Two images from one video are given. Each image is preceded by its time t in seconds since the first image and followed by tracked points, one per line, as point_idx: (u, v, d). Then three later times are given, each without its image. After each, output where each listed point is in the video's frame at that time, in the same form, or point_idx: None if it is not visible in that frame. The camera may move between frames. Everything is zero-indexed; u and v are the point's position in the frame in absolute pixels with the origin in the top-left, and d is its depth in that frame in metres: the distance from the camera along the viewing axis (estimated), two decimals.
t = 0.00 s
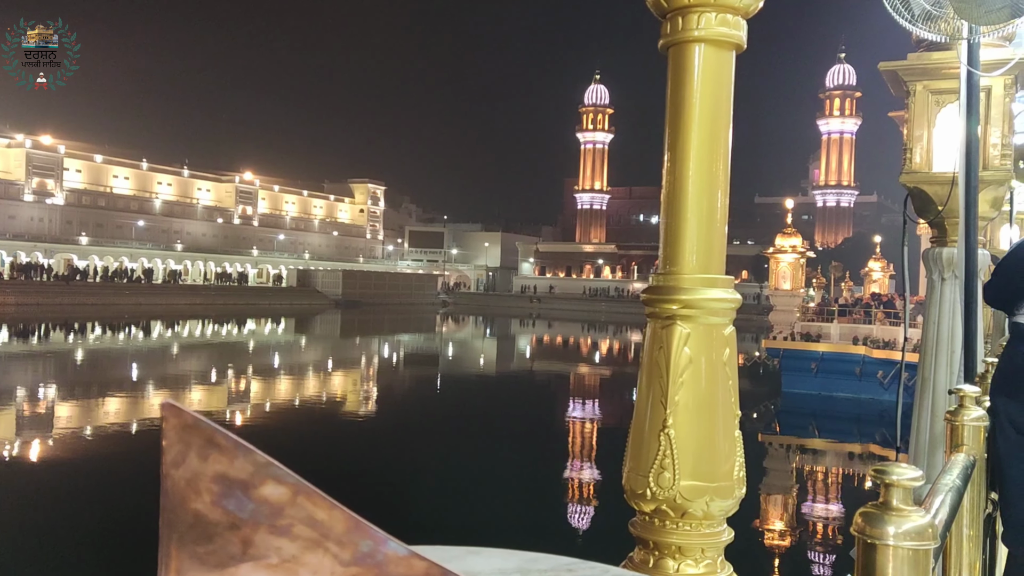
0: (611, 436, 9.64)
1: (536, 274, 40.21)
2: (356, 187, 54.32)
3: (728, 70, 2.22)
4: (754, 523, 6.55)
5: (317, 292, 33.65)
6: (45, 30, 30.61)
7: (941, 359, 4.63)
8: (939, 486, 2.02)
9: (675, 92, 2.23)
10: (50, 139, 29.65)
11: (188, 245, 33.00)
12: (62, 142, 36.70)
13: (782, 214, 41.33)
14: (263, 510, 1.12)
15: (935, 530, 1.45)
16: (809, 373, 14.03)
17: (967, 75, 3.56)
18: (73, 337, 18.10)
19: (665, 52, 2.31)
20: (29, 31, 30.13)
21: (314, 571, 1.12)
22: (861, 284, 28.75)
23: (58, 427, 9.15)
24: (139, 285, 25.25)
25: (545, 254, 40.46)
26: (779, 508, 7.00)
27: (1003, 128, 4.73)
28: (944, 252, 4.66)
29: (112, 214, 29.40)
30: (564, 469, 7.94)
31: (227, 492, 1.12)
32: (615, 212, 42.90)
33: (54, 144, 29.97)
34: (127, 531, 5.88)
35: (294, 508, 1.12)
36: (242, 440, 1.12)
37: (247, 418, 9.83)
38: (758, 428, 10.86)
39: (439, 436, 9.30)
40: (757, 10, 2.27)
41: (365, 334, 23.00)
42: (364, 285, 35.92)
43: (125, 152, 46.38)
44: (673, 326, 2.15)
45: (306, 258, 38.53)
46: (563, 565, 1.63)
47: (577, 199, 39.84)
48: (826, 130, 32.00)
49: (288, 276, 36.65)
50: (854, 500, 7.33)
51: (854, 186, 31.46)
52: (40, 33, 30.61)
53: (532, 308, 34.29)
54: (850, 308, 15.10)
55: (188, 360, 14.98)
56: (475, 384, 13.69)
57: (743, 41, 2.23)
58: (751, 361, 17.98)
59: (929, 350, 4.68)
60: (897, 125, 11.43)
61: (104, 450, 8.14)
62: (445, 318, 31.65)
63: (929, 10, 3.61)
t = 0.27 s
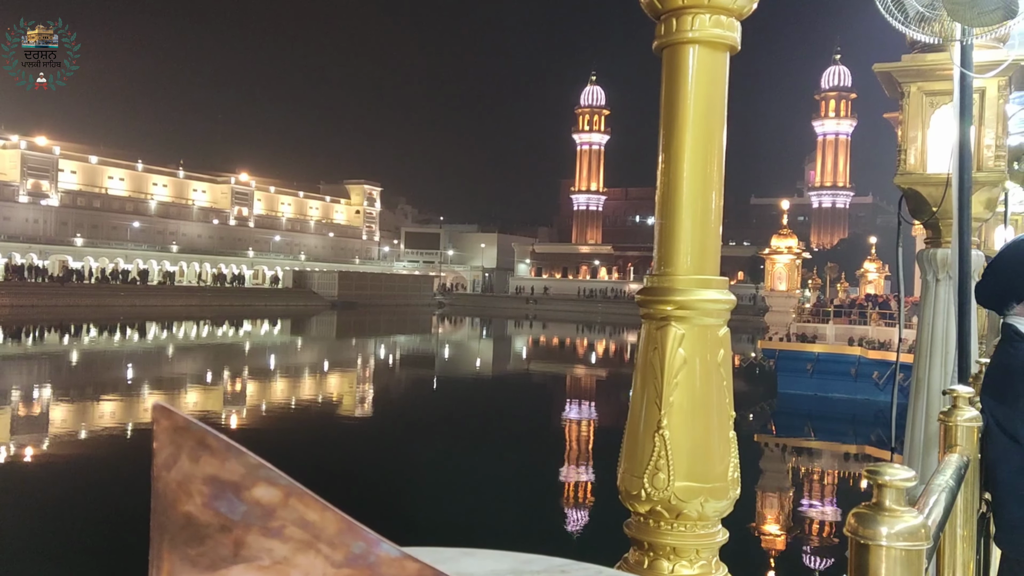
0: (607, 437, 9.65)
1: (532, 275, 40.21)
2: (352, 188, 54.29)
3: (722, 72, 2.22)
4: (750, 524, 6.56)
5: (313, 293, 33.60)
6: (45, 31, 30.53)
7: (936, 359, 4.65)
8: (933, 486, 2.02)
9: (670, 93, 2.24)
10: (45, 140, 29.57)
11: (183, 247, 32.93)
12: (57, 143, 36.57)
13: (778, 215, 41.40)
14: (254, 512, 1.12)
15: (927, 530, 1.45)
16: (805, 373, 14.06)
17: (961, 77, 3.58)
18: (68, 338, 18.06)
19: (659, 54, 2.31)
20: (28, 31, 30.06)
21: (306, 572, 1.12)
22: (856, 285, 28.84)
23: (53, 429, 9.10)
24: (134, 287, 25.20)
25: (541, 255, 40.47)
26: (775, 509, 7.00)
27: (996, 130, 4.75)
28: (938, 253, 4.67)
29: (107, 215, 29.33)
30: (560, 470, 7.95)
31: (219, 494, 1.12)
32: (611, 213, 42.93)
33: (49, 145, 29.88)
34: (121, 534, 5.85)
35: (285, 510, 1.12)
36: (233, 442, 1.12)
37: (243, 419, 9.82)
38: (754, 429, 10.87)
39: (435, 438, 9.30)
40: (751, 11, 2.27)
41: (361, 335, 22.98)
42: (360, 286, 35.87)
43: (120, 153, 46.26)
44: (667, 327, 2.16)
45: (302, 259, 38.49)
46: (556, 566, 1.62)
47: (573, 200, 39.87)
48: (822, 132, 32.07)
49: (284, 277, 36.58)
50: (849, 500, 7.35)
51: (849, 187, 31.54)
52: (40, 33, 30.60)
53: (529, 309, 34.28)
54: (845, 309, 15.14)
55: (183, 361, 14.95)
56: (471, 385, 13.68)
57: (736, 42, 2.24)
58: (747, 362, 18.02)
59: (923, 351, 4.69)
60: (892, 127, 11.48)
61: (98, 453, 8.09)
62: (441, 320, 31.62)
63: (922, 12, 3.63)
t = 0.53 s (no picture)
0: (605, 438, 9.66)
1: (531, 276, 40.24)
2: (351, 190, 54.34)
3: (719, 74, 2.23)
4: (748, 524, 6.57)
5: (311, 294, 33.60)
6: (42, 31, 30.59)
7: (934, 360, 4.66)
8: (931, 487, 2.02)
9: (667, 94, 2.24)
10: (43, 142, 29.60)
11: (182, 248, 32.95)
12: (56, 144, 36.56)
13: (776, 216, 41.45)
14: (251, 513, 1.11)
15: (925, 531, 1.45)
16: (803, 374, 14.08)
17: (959, 78, 3.58)
18: (66, 339, 18.10)
19: (657, 54, 2.31)
20: (28, 31, 30.01)
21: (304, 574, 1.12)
22: (854, 286, 28.89)
23: (51, 431, 9.10)
24: (132, 288, 25.24)
25: (540, 256, 40.51)
26: (774, 510, 7.01)
27: (994, 130, 4.76)
28: (936, 254, 4.68)
29: (106, 216, 29.36)
30: (559, 471, 7.96)
31: (216, 495, 1.12)
32: (610, 214, 42.97)
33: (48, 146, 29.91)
34: (119, 535, 5.85)
35: (283, 511, 1.11)
36: (229, 443, 1.12)
37: (241, 420, 9.84)
38: (752, 430, 10.86)
39: (434, 438, 9.31)
40: (748, 13, 2.27)
41: (360, 336, 23.02)
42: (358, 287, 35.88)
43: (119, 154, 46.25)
44: (665, 328, 2.16)
45: (301, 261, 38.53)
46: (554, 567, 1.62)
47: (572, 201, 39.91)
48: (820, 133, 32.12)
49: (282, 278, 36.58)
50: (848, 501, 7.35)
51: (847, 188, 31.60)
52: (41, 34, 30.60)
53: (527, 310, 34.29)
54: (843, 310, 15.14)
55: (182, 362, 15.00)
56: (470, 386, 13.69)
57: (734, 44, 2.24)
58: (745, 363, 18.04)
59: (921, 352, 4.70)
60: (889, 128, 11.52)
61: (97, 454, 8.09)
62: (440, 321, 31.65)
63: (921, 13, 3.62)
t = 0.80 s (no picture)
0: (606, 438, 9.66)
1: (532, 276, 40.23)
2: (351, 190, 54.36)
3: (721, 73, 2.23)
4: (750, 525, 6.57)
5: (312, 295, 33.62)
6: (42, 31, 30.63)
7: (936, 360, 4.65)
8: (933, 488, 2.02)
9: (669, 94, 2.23)
10: (44, 142, 29.63)
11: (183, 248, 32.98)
12: (57, 144, 36.57)
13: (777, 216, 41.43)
14: (254, 513, 1.12)
15: (927, 531, 1.45)
16: (804, 375, 14.07)
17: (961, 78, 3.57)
18: (68, 340, 18.11)
19: (658, 54, 2.31)
20: (29, 32, 29.99)
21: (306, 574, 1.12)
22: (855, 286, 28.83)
23: (53, 431, 9.11)
24: (134, 288, 25.26)
25: (541, 256, 40.50)
26: (775, 510, 7.01)
27: (996, 130, 4.75)
28: (937, 254, 4.67)
29: (107, 217, 29.39)
30: (560, 471, 7.96)
31: (219, 494, 1.12)
32: (611, 215, 42.96)
33: (49, 147, 29.94)
34: (121, 535, 5.86)
35: (285, 510, 1.12)
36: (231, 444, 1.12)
37: (242, 420, 9.85)
38: (753, 430, 10.86)
39: (435, 439, 9.31)
40: (750, 13, 2.27)
41: (361, 336, 23.04)
42: (360, 287, 35.92)
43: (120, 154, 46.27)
44: (668, 329, 2.16)
45: (302, 261, 38.59)
46: (556, 567, 1.62)
47: (573, 202, 39.90)
48: (821, 133, 32.10)
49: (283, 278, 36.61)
50: (849, 501, 7.35)
51: (848, 188, 31.58)
52: (41, 34, 30.59)
53: (528, 310, 34.30)
54: (845, 310, 15.13)
55: (183, 362, 15.01)
56: (472, 386, 13.70)
57: (735, 44, 2.24)
58: (746, 363, 18.04)
59: (923, 352, 4.70)
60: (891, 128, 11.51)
61: (99, 454, 8.10)
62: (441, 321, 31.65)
63: (922, 14, 3.62)
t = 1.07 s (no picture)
0: (608, 438, 9.67)
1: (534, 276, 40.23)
2: (353, 190, 54.38)
3: (725, 72, 2.22)
4: (752, 524, 6.57)
5: (314, 294, 33.62)
6: (44, 30, 30.67)
7: (939, 360, 4.64)
8: (937, 487, 2.02)
9: (672, 94, 2.23)
10: (47, 142, 29.69)
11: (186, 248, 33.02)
12: (59, 144, 36.60)
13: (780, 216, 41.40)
14: (258, 512, 1.12)
15: (931, 531, 1.45)
16: (807, 375, 14.06)
17: (964, 77, 3.57)
18: (71, 339, 18.14)
19: (661, 54, 2.31)
20: (30, 32, 29.98)
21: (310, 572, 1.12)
22: (858, 286, 28.85)
23: (55, 430, 9.11)
24: (137, 288, 25.30)
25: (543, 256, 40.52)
26: (778, 510, 7.00)
27: (999, 130, 4.74)
28: (940, 254, 4.67)
29: (110, 217, 29.44)
30: (563, 471, 7.96)
31: (224, 493, 1.12)
32: (613, 214, 42.95)
33: (52, 147, 30.02)
34: (125, 535, 5.86)
35: (289, 509, 1.12)
36: (236, 442, 1.12)
37: (245, 419, 9.86)
38: (756, 430, 10.84)
39: (437, 438, 9.31)
40: (754, 11, 2.27)
41: (363, 336, 23.06)
42: (362, 287, 35.93)
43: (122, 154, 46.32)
44: (670, 328, 2.16)
45: (304, 261, 38.60)
46: (558, 566, 1.62)
47: (575, 201, 39.89)
48: (824, 133, 32.07)
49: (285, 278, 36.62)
50: (852, 501, 7.34)
51: (851, 188, 31.55)
52: (41, 33, 30.59)
53: (530, 310, 34.29)
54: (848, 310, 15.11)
55: (186, 361, 15.03)
56: (475, 386, 13.68)
57: (739, 43, 2.24)
58: (748, 363, 18.02)
59: (926, 352, 4.69)
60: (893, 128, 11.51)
61: (101, 454, 8.10)
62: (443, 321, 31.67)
63: (926, 13, 3.61)
